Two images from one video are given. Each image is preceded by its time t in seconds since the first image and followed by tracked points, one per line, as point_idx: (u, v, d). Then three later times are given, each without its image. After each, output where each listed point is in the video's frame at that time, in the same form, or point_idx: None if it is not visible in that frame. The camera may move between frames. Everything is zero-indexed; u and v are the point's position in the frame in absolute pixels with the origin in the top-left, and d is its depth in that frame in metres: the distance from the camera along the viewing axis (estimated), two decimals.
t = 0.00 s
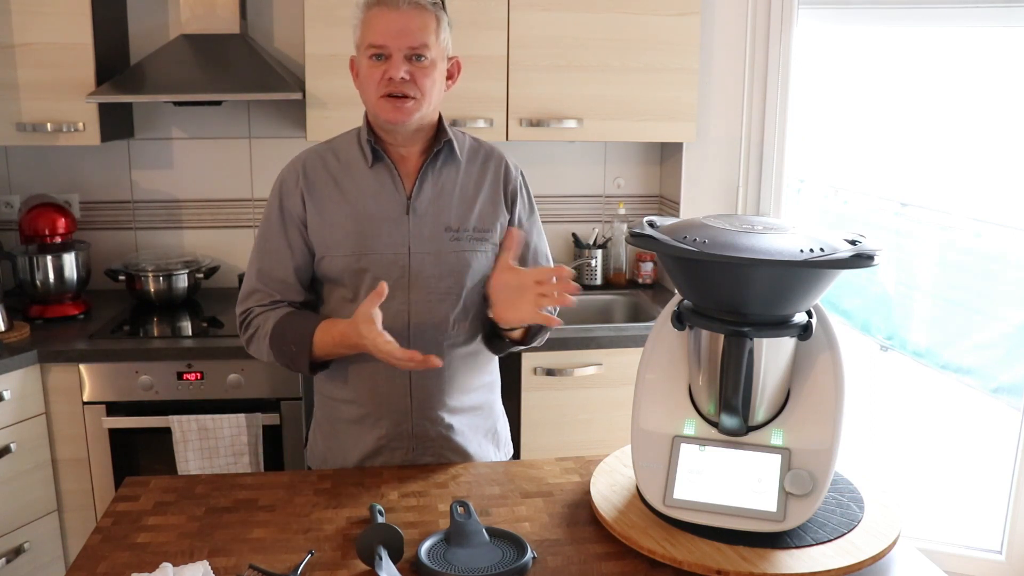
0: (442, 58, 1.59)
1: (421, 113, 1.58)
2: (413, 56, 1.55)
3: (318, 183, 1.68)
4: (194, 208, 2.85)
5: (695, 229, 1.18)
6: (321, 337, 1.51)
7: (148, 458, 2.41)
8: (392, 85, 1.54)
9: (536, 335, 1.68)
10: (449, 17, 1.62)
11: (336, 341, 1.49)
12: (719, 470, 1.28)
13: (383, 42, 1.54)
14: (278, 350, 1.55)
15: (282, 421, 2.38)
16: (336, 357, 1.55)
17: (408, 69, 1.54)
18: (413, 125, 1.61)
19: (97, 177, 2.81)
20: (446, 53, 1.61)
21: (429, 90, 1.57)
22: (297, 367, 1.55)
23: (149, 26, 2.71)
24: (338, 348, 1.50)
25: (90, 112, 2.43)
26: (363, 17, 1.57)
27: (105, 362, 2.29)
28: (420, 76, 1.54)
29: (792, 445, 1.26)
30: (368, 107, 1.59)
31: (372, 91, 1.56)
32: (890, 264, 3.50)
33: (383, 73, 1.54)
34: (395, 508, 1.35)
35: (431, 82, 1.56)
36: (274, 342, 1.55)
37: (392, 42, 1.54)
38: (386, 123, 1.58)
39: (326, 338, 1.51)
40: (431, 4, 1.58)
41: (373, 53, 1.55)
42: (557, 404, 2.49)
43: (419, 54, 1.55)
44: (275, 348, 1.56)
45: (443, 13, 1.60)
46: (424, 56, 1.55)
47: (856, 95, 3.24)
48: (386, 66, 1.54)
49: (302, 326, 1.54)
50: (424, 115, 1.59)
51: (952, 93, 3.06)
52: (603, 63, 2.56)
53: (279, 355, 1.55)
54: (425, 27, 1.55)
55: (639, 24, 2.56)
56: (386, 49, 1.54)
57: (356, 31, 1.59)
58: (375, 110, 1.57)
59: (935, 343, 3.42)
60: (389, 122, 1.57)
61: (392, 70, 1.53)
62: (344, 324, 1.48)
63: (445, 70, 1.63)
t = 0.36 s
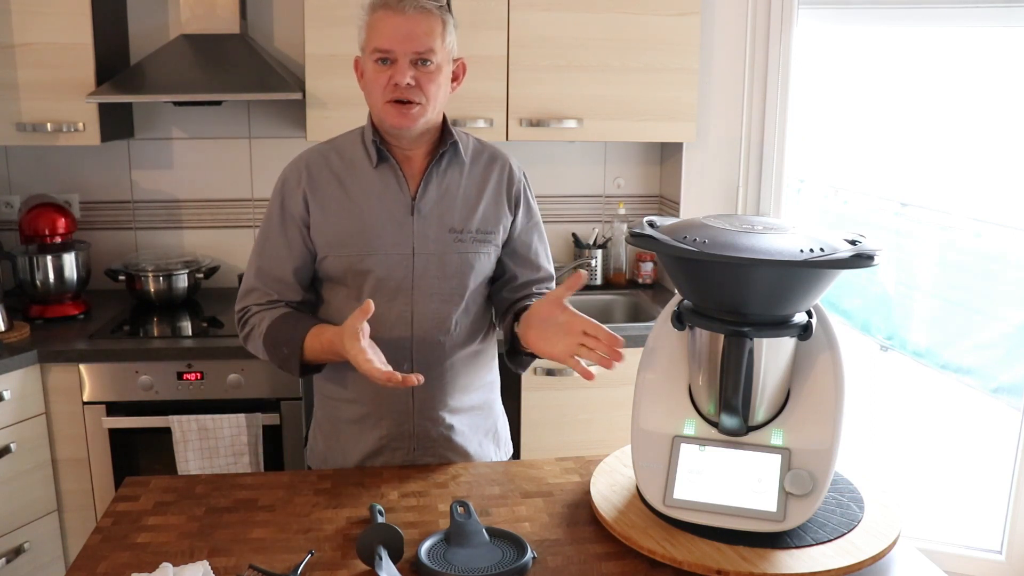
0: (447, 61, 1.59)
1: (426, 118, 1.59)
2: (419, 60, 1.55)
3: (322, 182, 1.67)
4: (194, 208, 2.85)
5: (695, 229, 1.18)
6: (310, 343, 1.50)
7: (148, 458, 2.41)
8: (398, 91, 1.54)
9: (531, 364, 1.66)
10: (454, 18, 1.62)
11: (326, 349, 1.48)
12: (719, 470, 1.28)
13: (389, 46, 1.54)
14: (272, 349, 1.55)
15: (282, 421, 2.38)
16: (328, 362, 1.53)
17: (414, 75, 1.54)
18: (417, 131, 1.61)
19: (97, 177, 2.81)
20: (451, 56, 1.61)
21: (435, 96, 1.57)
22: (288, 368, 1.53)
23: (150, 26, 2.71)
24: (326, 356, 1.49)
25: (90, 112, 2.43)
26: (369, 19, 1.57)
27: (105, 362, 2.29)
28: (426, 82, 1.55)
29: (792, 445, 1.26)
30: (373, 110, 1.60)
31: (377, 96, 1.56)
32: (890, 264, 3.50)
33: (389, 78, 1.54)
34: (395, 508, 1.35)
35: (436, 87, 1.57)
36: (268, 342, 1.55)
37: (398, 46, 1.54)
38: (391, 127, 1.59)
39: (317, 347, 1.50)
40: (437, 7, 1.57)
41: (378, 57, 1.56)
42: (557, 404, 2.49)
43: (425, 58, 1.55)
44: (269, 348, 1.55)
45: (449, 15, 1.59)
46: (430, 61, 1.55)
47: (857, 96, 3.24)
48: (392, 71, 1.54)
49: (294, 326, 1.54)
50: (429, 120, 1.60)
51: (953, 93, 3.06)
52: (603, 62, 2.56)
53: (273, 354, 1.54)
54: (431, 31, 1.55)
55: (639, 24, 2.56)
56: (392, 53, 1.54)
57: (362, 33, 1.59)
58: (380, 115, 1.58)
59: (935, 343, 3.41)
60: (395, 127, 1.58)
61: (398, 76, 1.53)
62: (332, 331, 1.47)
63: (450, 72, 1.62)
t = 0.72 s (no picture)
0: (445, 55, 1.59)
1: (425, 110, 1.58)
2: (417, 52, 1.55)
3: (322, 182, 1.67)
4: (194, 208, 2.85)
5: (695, 229, 1.18)
6: (339, 337, 1.55)
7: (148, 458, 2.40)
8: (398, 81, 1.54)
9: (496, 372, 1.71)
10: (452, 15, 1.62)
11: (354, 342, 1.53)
12: (719, 469, 1.28)
13: (388, 38, 1.54)
14: (291, 350, 1.56)
15: (282, 421, 2.38)
16: (349, 357, 1.58)
17: (412, 65, 1.53)
18: (416, 121, 1.61)
19: (97, 177, 2.81)
20: (450, 51, 1.61)
21: (433, 87, 1.57)
22: (310, 369, 1.57)
23: (150, 26, 2.71)
24: (356, 349, 1.54)
25: (90, 112, 2.43)
26: (369, 14, 1.57)
27: (105, 362, 2.29)
28: (425, 72, 1.54)
29: (792, 445, 1.26)
30: (371, 104, 1.59)
31: (376, 87, 1.56)
32: (890, 265, 3.52)
33: (387, 70, 1.54)
34: (394, 508, 1.35)
35: (435, 79, 1.56)
36: (284, 344, 1.56)
37: (396, 38, 1.54)
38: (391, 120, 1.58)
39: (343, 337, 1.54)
40: (435, 2, 1.58)
41: (377, 49, 1.55)
42: (557, 404, 2.49)
43: (423, 51, 1.55)
44: (286, 350, 1.56)
45: (447, 11, 1.60)
46: (429, 53, 1.55)
47: (856, 95, 3.24)
48: (390, 62, 1.54)
49: (313, 327, 1.55)
50: (428, 112, 1.60)
51: (952, 93, 3.06)
52: (603, 62, 2.56)
53: (291, 355, 1.56)
54: (429, 24, 1.55)
55: (639, 24, 2.56)
56: (390, 45, 1.54)
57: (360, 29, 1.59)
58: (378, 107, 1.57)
59: (935, 343, 3.41)
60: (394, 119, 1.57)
61: (396, 66, 1.53)
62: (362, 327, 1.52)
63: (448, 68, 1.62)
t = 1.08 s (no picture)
0: (463, 62, 1.61)
1: (445, 115, 1.59)
2: (445, 57, 1.56)
3: (324, 181, 1.67)
4: (194, 208, 2.85)
5: (695, 229, 1.18)
6: (338, 339, 1.53)
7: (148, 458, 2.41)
8: (427, 85, 1.54)
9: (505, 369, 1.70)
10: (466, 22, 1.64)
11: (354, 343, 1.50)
12: (719, 469, 1.28)
13: (417, 41, 1.54)
14: (290, 350, 1.56)
15: (282, 421, 2.38)
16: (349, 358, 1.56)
17: (441, 71, 1.55)
18: (431, 126, 1.61)
19: (96, 177, 2.81)
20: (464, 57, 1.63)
21: (455, 93, 1.59)
22: (309, 369, 1.56)
23: (150, 26, 2.71)
24: (355, 351, 1.52)
25: (90, 112, 2.43)
26: (393, 16, 1.56)
27: (105, 362, 2.29)
28: (451, 79, 1.56)
29: (792, 444, 1.26)
30: (391, 106, 1.59)
31: (401, 90, 1.55)
32: (890, 264, 3.52)
33: (416, 73, 1.54)
34: (395, 508, 1.35)
35: (456, 86, 1.58)
36: (284, 344, 1.56)
37: (426, 42, 1.54)
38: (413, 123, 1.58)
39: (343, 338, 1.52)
40: (457, 9, 1.59)
41: (403, 52, 1.55)
42: (557, 404, 2.49)
43: (450, 56, 1.56)
44: (285, 350, 1.56)
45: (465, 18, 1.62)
46: (454, 59, 1.57)
47: (857, 95, 3.24)
48: (419, 66, 1.54)
49: (312, 327, 1.55)
50: (446, 117, 1.61)
51: (953, 93, 3.06)
52: (603, 62, 2.56)
53: (290, 354, 1.56)
54: (455, 31, 1.57)
55: (639, 24, 2.56)
56: (419, 48, 1.55)
57: (381, 29, 1.58)
58: (402, 109, 1.56)
59: (935, 343, 3.41)
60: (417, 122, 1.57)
61: (427, 70, 1.53)
62: (363, 328, 1.49)
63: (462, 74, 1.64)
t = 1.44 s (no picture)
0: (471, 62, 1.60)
1: (452, 118, 1.60)
2: (451, 60, 1.56)
3: (333, 180, 1.67)
4: (194, 208, 2.85)
5: (695, 229, 1.18)
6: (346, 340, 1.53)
7: (148, 458, 2.41)
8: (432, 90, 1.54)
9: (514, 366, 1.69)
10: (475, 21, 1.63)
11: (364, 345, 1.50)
12: (719, 470, 1.28)
13: (422, 46, 1.54)
14: (294, 350, 1.56)
15: (282, 421, 2.38)
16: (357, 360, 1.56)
17: (447, 75, 1.55)
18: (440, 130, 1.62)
19: (96, 177, 2.81)
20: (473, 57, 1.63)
21: (463, 95, 1.59)
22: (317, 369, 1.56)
23: (150, 27, 2.71)
24: (364, 352, 1.51)
25: (90, 112, 2.43)
26: (398, 18, 1.56)
27: (105, 362, 2.29)
28: (458, 82, 1.56)
29: (792, 445, 1.26)
30: (398, 109, 1.59)
31: (406, 94, 1.56)
32: (891, 265, 3.52)
33: (422, 77, 1.54)
34: (394, 508, 1.35)
35: (464, 87, 1.58)
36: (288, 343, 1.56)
37: (432, 46, 1.54)
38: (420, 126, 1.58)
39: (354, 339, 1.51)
40: (465, 9, 1.59)
41: (409, 55, 1.55)
42: (557, 404, 2.49)
43: (455, 59, 1.56)
44: (290, 350, 1.56)
45: (473, 18, 1.61)
46: (460, 62, 1.57)
47: (857, 95, 3.24)
48: (425, 70, 1.54)
49: (316, 326, 1.55)
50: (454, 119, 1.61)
51: (954, 93, 3.06)
52: (603, 62, 2.56)
53: (296, 355, 1.56)
54: (462, 34, 1.56)
55: (639, 24, 2.56)
56: (424, 52, 1.55)
57: (387, 31, 1.58)
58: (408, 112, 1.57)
59: (935, 343, 3.41)
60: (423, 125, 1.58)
61: (432, 75, 1.54)
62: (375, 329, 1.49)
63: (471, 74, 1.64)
